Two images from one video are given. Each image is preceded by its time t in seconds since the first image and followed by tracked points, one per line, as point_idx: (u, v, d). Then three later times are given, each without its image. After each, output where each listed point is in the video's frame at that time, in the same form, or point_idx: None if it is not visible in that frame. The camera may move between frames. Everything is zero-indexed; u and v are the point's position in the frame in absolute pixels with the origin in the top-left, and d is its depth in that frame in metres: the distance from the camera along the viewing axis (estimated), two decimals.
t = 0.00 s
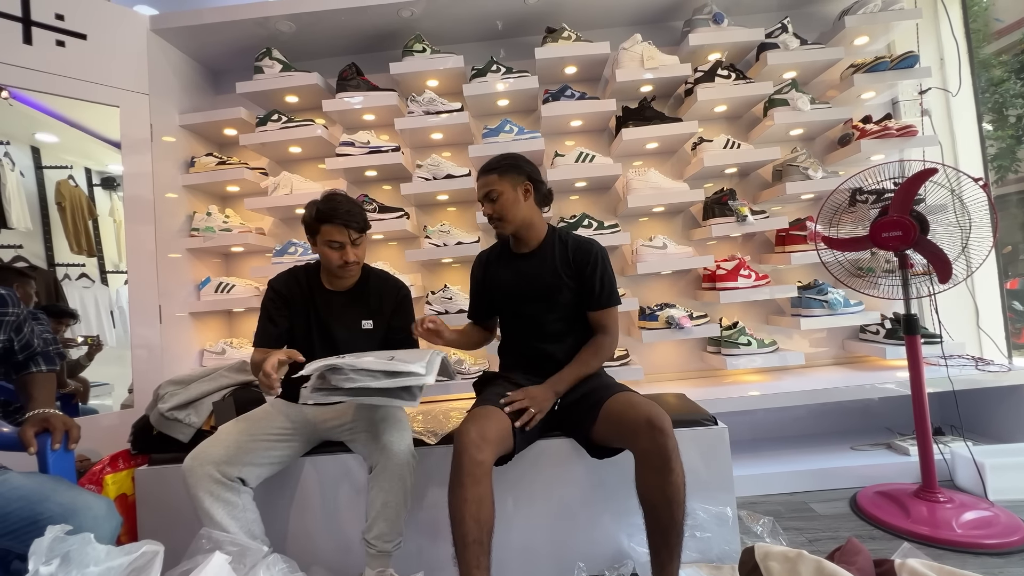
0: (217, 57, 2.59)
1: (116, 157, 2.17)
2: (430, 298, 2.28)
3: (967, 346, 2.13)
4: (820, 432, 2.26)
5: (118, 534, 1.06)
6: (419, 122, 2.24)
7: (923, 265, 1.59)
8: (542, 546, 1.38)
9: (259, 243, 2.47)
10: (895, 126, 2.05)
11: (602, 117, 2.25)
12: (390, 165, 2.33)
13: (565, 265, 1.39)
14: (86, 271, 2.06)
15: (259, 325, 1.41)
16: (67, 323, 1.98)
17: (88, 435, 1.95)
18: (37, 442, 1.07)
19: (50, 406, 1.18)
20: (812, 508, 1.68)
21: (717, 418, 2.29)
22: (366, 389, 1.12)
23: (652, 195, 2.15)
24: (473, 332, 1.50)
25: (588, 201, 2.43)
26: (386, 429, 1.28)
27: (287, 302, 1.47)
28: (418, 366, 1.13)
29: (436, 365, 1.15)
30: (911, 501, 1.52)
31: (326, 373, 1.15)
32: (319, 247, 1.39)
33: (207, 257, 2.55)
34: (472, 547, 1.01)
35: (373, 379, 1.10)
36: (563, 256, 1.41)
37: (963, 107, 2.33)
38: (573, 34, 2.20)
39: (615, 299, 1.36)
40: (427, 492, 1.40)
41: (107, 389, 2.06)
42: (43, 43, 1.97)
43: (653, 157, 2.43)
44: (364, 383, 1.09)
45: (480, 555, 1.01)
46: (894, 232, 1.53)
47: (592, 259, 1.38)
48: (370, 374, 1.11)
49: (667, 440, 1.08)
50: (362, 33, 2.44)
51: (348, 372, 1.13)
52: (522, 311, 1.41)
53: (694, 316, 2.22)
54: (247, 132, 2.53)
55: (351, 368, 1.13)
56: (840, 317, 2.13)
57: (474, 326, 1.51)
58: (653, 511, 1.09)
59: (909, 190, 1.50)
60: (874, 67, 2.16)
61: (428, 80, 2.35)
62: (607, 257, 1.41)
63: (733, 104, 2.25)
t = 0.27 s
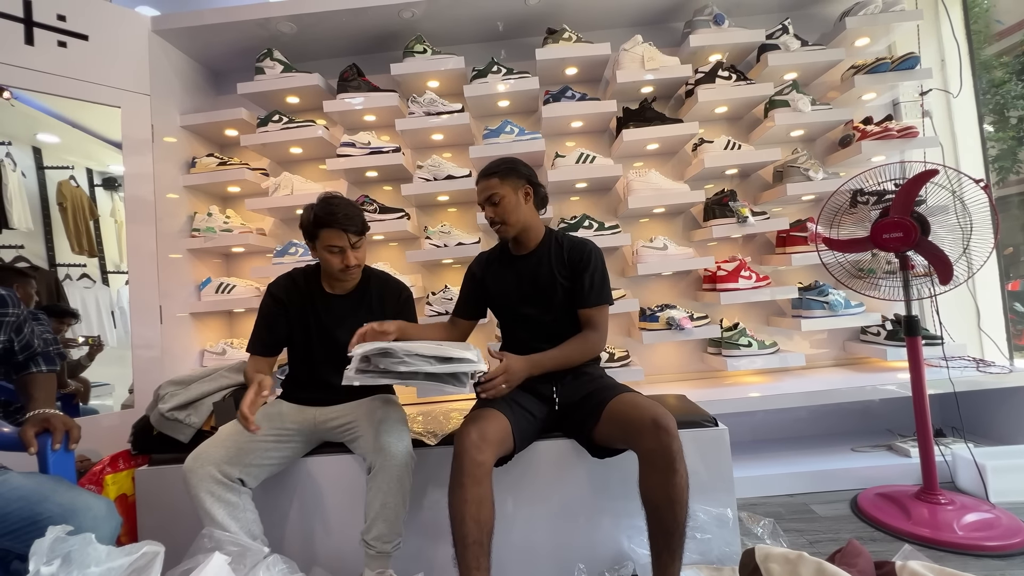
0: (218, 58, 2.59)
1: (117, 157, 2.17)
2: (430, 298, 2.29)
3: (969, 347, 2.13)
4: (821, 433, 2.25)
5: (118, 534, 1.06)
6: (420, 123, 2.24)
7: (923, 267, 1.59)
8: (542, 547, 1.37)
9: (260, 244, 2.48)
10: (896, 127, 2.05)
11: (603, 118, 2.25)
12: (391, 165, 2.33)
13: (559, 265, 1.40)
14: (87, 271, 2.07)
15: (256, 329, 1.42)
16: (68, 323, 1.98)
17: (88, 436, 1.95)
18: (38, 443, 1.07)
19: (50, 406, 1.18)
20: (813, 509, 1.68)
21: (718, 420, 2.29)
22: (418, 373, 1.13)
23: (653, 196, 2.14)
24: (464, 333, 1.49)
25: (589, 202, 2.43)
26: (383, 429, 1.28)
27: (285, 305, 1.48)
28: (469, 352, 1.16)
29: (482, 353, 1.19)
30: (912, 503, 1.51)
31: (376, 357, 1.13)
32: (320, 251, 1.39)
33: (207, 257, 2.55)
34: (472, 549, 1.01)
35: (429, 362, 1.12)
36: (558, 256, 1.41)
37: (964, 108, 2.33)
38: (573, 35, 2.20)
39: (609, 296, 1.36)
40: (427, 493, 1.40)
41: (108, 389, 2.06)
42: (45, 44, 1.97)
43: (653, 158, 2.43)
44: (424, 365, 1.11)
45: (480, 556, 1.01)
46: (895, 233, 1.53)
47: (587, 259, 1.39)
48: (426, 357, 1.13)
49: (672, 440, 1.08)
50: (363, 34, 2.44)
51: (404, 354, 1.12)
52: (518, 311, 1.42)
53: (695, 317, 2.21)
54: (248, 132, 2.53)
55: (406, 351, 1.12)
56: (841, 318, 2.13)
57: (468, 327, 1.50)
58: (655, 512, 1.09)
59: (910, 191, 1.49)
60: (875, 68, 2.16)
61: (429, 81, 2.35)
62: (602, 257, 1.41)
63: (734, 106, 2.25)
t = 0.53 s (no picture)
0: (220, 58, 2.60)
1: (119, 157, 2.17)
2: (430, 298, 2.29)
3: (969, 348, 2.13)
4: (822, 434, 2.25)
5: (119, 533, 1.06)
6: (421, 123, 2.25)
7: (924, 267, 1.59)
8: (542, 547, 1.37)
9: (261, 244, 2.48)
10: (897, 128, 2.05)
11: (603, 118, 2.25)
12: (391, 166, 2.34)
13: (555, 267, 1.40)
14: (88, 270, 2.07)
15: (245, 332, 1.42)
16: (70, 322, 1.99)
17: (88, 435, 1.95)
18: (39, 441, 1.07)
19: (51, 405, 1.18)
20: (813, 510, 1.68)
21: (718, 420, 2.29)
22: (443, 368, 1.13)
23: (653, 197, 2.15)
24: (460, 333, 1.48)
25: (589, 202, 2.43)
26: (382, 430, 1.29)
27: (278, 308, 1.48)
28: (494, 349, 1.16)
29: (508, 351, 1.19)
30: (913, 503, 1.51)
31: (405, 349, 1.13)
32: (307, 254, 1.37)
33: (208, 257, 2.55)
34: (471, 549, 1.01)
35: (456, 358, 1.12)
36: (555, 258, 1.41)
37: (965, 109, 2.33)
38: (574, 35, 2.21)
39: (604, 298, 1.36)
40: (427, 493, 1.40)
41: (109, 389, 2.06)
42: (46, 44, 1.98)
43: (654, 159, 2.43)
44: (453, 360, 1.11)
45: (479, 556, 1.01)
46: (896, 234, 1.53)
47: (585, 261, 1.39)
48: (454, 353, 1.13)
49: (672, 440, 1.08)
50: (364, 34, 2.45)
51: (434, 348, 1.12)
52: (515, 312, 1.42)
53: (695, 318, 2.21)
54: (249, 132, 2.54)
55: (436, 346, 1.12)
56: (842, 319, 2.12)
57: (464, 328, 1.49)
58: (654, 512, 1.09)
59: (911, 192, 1.49)
60: (875, 69, 2.16)
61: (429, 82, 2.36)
62: (599, 258, 1.41)
63: (735, 106, 2.25)
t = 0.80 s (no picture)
0: (220, 58, 2.60)
1: (119, 157, 2.18)
2: (430, 299, 2.29)
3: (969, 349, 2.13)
4: (822, 435, 2.25)
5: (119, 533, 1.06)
6: (421, 123, 2.25)
7: (923, 268, 1.59)
8: (541, 548, 1.37)
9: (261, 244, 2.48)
10: (897, 128, 2.05)
11: (603, 118, 2.25)
12: (392, 166, 2.34)
13: (557, 269, 1.40)
14: (88, 270, 2.07)
15: (223, 354, 1.29)
16: (70, 322, 1.99)
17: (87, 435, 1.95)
18: (38, 441, 1.07)
19: (50, 405, 1.18)
20: (813, 511, 1.68)
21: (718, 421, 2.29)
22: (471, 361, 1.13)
23: (654, 197, 2.15)
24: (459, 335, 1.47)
25: (589, 203, 2.43)
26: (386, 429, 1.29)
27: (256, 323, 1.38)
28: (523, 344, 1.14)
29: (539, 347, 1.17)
30: (912, 504, 1.51)
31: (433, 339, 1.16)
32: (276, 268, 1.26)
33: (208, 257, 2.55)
34: (471, 550, 1.01)
35: (483, 351, 1.11)
36: (556, 260, 1.41)
37: (965, 110, 2.32)
38: (575, 36, 2.20)
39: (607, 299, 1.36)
40: (427, 493, 1.40)
41: (108, 388, 2.06)
42: (47, 43, 1.98)
43: (654, 159, 2.43)
44: (477, 352, 1.10)
45: (478, 557, 1.01)
46: (895, 235, 1.53)
47: (586, 261, 1.38)
48: (479, 344, 1.12)
49: (667, 442, 1.08)
50: (364, 34, 2.45)
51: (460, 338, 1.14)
52: (517, 314, 1.43)
53: (695, 318, 2.21)
54: (249, 132, 2.54)
55: (462, 337, 1.14)
56: (842, 320, 2.12)
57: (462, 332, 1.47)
58: (652, 513, 1.09)
59: (911, 193, 1.50)
60: (875, 70, 2.16)
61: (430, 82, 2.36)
62: (599, 258, 1.41)
63: (735, 107, 2.25)
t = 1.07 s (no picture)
0: (220, 57, 2.60)
1: (119, 155, 2.17)
2: (430, 298, 2.29)
3: (968, 349, 2.13)
4: (820, 435, 2.26)
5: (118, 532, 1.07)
6: (420, 123, 2.25)
7: (923, 268, 1.59)
8: (541, 547, 1.38)
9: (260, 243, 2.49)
10: (896, 129, 2.05)
11: (603, 118, 2.25)
12: (391, 165, 2.33)
13: (563, 269, 1.41)
14: (87, 269, 2.07)
15: (193, 387, 1.17)
16: (70, 321, 1.99)
17: (86, 434, 1.95)
18: (37, 440, 1.07)
19: (50, 404, 1.18)
20: (811, 510, 1.68)
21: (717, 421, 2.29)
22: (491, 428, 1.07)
23: (653, 197, 2.15)
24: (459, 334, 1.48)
25: (589, 202, 2.43)
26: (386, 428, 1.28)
27: (222, 350, 1.20)
28: (540, 402, 1.05)
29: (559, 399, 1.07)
30: (911, 504, 1.51)
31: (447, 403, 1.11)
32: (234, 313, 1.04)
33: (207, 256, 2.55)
34: (473, 550, 1.01)
35: (500, 419, 1.05)
36: (562, 259, 1.42)
37: (965, 110, 2.32)
38: (574, 35, 2.20)
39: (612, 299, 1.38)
40: (427, 492, 1.40)
41: (108, 387, 2.06)
42: (46, 42, 1.98)
43: (653, 159, 2.43)
44: (491, 420, 1.04)
45: (481, 557, 1.01)
46: (895, 234, 1.53)
47: (591, 261, 1.40)
48: (494, 409, 1.06)
49: (669, 440, 1.08)
50: (363, 33, 2.45)
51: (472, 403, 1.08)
52: (520, 312, 1.42)
53: (695, 318, 2.21)
54: (249, 131, 2.53)
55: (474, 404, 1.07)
56: (841, 320, 2.12)
57: (466, 329, 1.49)
58: (654, 512, 1.09)
59: (910, 192, 1.50)
60: (874, 70, 2.16)
61: (429, 81, 2.36)
62: (603, 258, 1.42)
63: (734, 107, 2.25)
